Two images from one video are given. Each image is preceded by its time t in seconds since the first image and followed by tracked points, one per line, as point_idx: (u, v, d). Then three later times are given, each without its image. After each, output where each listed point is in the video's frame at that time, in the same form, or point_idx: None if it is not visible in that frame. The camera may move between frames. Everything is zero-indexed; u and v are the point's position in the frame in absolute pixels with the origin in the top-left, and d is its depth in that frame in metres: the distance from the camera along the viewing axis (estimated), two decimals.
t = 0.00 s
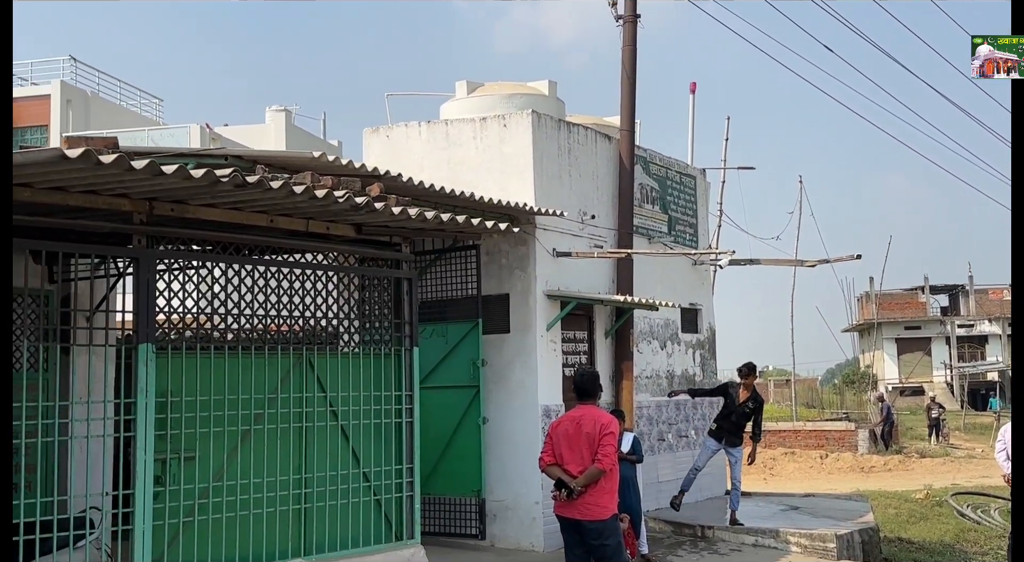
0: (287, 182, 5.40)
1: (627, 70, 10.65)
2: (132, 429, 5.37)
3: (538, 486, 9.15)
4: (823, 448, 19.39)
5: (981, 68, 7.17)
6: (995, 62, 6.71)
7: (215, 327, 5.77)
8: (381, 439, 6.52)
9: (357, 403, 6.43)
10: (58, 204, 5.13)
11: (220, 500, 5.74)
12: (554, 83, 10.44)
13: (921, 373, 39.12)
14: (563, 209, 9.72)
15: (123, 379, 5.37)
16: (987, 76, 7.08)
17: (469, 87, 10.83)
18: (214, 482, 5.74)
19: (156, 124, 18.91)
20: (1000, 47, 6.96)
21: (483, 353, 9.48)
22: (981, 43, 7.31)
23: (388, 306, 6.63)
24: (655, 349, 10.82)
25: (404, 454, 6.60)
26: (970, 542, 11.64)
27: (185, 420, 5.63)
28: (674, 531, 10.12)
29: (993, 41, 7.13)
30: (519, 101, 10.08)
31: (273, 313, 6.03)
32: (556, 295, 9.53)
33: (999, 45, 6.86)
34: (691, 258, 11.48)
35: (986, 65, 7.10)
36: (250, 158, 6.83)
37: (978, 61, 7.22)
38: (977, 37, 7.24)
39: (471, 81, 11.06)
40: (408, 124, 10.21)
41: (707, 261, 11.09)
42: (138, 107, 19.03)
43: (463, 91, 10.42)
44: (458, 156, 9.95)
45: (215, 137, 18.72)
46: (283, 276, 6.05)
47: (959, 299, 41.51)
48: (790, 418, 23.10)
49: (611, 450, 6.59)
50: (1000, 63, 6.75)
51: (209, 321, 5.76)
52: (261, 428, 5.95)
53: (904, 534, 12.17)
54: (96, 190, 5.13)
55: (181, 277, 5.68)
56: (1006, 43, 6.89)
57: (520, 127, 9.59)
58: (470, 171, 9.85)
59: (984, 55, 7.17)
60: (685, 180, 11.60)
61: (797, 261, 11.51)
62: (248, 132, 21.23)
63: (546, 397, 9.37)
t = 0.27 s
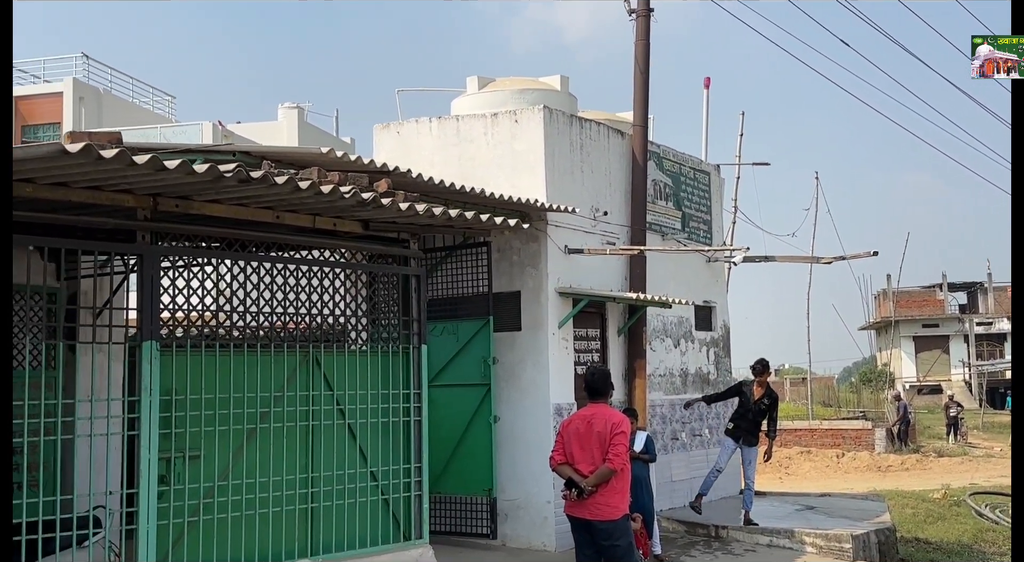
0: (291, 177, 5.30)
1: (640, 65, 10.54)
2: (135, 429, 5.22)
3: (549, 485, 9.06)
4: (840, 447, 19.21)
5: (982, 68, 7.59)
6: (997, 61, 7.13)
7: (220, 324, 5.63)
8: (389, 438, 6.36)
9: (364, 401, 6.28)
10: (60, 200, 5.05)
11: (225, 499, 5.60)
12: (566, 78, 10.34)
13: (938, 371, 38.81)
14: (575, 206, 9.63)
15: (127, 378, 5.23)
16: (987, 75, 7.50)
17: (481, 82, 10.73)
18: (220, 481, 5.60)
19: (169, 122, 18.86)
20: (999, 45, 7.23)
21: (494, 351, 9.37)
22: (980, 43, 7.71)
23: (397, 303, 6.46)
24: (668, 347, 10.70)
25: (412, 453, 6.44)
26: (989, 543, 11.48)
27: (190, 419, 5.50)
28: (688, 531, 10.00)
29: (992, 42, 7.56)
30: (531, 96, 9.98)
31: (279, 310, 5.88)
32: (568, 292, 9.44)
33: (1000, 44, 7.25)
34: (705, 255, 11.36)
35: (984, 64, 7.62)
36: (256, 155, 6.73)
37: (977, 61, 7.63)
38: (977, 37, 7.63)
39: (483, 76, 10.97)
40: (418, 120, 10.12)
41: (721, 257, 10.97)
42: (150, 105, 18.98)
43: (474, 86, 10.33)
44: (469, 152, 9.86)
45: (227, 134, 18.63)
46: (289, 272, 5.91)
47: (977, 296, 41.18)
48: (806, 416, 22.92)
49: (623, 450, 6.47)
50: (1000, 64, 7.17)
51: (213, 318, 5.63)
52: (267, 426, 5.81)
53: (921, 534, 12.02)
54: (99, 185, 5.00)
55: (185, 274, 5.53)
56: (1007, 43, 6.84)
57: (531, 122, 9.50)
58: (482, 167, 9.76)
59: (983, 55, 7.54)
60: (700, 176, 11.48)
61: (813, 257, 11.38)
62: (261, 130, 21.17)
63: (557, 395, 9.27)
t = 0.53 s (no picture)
0: (297, 171, 5.05)
1: (651, 57, 10.42)
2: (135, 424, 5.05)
3: (559, 482, 8.97)
4: (854, 444, 19.04)
5: (981, 68, 7.30)
6: (997, 61, 6.83)
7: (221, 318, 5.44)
8: (395, 433, 6.15)
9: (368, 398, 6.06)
10: (60, 193, 4.88)
11: (227, 496, 5.38)
12: (576, 71, 10.24)
13: (955, 368, 38.53)
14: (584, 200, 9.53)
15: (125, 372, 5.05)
16: (988, 75, 7.16)
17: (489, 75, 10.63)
18: (222, 477, 5.40)
19: (179, 117, 18.82)
20: (999, 47, 7.04)
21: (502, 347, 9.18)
22: (981, 43, 7.48)
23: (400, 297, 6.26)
24: (679, 343, 10.59)
25: (419, 449, 6.22)
26: (1006, 541, 11.33)
27: (192, 414, 5.30)
28: (699, 529, 9.89)
29: (992, 41, 7.28)
30: (540, 90, 9.88)
31: (280, 303, 5.68)
32: (578, 288, 9.35)
33: (999, 44, 6.92)
34: (717, 250, 11.24)
35: (984, 67, 7.27)
36: (262, 147, 6.58)
37: (978, 60, 7.34)
38: (977, 37, 7.37)
39: (492, 70, 10.86)
40: (427, 113, 10.01)
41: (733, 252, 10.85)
42: (160, 100, 18.93)
43: (483, 79, 10.23)
44: (478, 146, 9.76)
45: (237, 130, 18.57)
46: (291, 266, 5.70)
47: (994, 293, 40.86)
48: (820, 413, 22.75)
49: (631, 447, 6.36)
50: (1000, 63, 6.83)
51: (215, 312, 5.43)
52: (270, 422, 5.62)
53: (937, 532, 11.87)
54: (98, 177, 4.85)
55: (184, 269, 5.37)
56: (1008, 43, 6.69)
57: (540, 116, 9.40)
58: (491, 161, 9.66)
59: (982, 57, 7.25)
60: (711, 170, 11.35)
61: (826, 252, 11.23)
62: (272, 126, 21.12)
63: (567, 391, 9.18)
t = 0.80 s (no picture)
0: (289, 159, 4.89)
1: (658, 47, 10.29)
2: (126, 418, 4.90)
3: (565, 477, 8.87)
4: (867, 439, 18.89)
5: (982, 69, 7.11)
6: (997, 61, 6.69)
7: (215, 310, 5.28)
8: (395, 427, 5.96)
9: (367, 391, 5.85)
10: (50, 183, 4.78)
11: (221, 490, 5.23)
12: (582, 61, 10.12)
13: (969, 363, 38.25)
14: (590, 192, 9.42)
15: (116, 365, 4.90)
16: (988, 75, 6.98)
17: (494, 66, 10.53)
18: (217, 470, 5.24)
19: (188, 111, 18.77)
20: (999, 45, 7.01)
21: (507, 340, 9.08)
22: (981, 43, 7.19)
23: (400, 288, 6.05)
24: (687, 336, 10.48)
25: (419, 442, 6.03)
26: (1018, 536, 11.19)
27: (185, 407, 5.13)
28: (707, 524, 9.78)
29: (993, 41, 7.04)
30: (546, 80, 9.77)
31: (275, 294, 5.49)
32: (583, 280, 9.25)
33: (1000, 42, 6.80)
34: (725, 242, 11.12)
35: (984, 65, 7.10)
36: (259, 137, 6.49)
37: (978, 61, 7.15)
38: (977, 36, 7.13)
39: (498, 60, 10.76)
40: (431, 105, 9.91)
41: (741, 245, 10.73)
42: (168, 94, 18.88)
43: (488, 70, 10.12)
44: (482, 137, 9.66)
45: (245, 123, 18.51)
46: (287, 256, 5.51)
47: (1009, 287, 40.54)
48: (833, 408, 22.59)
49: (633, 440, 6.26)
50: (1000, 63, 6.69)
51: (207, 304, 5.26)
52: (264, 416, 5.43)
53: (948, 527, 11.73)
54: (88, 167, 4.70)
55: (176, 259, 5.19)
56: (1005, 42, 6.57)
57: (545, 106, 9.30)
58: (495, 152, 9.56)
59: (982, 55, 7.07)
60: (720, 161, 11.22)
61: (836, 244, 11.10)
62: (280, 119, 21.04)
63: (573, 385, 9.08)
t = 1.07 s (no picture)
0: (273, 146, 4.77)
1: (662, 36, 10.18)
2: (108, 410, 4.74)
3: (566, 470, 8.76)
4: (877, 432, 18.74)
5: (981, 69, 7.04)
6: (996, 61, 6.62)
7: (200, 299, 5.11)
8: (387, 420, 5.77)
9: (357, 383, 5.67)
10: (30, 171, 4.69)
11: (205, 483, 5.06)
12: (584, 50, 10.02)
13: (983, 356, 37.99)
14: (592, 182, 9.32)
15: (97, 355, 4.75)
16: (988, 77, 6.96)
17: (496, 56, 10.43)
18: (201, 463, 5.07)
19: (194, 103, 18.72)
20: (1000, 46, 6.83)
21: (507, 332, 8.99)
22: (981, 46, 7.17)
23: (391, 278, 5.88)
24: (691, 328, 10.38)
25: (411, 435, 5.84)
26: None
27: (169, 399, 4.97)
28: (710, 518, 9.67)
29: (993, 42, 7.01)
30: (547, 69, 9.67)
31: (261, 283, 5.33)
32: (584, 272, 9.15)
33: (1001, 43, 6.65)
34: (730, 233, 11.00)
35: (984, 64, 7.04)
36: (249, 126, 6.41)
37: (978, 61, 7.07)
38: (977, 38, 7.09)
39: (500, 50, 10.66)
40: (431, 94, 9.82)
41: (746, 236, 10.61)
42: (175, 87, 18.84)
43: (489, 59, 10.02)
44: (483, 127, 9.57)
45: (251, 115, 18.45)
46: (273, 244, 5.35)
47: None
48: (843, 401, 22.44)
49: (628, 433, 6.17)
50: (1000, 65, 6.59)
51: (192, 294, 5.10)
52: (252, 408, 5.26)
53: (956, 521, 11.60)
54: (67, 154, 4.55)
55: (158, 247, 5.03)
56: (1009, 40, 6.46)
57: (546, 96, 9.20)
58: (496, 142, 9.46)
59: (982, 56, 6.98)
60: (725, 151, 11.10)
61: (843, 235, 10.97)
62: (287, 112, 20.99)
63: (574, 377, 8.99)
